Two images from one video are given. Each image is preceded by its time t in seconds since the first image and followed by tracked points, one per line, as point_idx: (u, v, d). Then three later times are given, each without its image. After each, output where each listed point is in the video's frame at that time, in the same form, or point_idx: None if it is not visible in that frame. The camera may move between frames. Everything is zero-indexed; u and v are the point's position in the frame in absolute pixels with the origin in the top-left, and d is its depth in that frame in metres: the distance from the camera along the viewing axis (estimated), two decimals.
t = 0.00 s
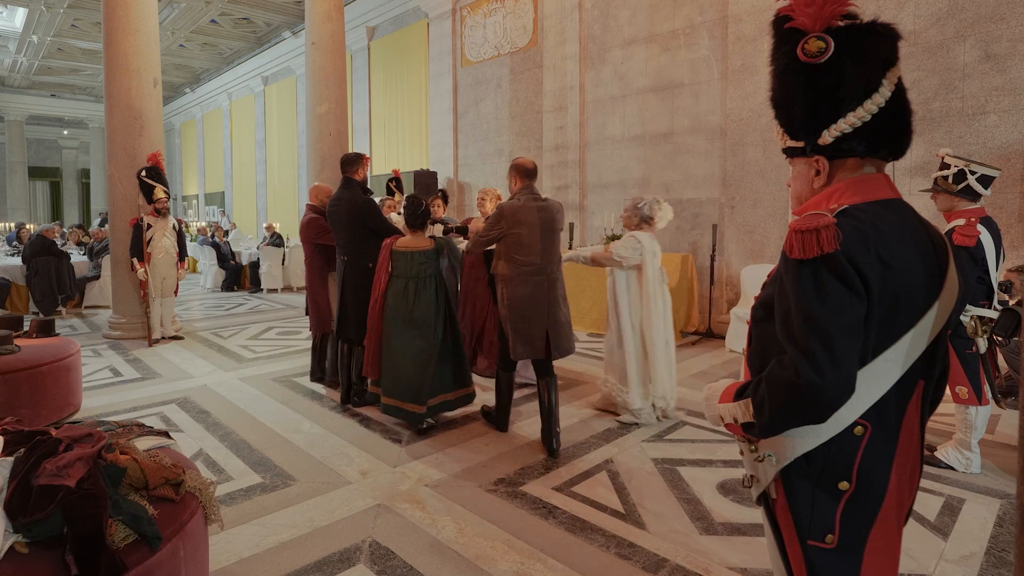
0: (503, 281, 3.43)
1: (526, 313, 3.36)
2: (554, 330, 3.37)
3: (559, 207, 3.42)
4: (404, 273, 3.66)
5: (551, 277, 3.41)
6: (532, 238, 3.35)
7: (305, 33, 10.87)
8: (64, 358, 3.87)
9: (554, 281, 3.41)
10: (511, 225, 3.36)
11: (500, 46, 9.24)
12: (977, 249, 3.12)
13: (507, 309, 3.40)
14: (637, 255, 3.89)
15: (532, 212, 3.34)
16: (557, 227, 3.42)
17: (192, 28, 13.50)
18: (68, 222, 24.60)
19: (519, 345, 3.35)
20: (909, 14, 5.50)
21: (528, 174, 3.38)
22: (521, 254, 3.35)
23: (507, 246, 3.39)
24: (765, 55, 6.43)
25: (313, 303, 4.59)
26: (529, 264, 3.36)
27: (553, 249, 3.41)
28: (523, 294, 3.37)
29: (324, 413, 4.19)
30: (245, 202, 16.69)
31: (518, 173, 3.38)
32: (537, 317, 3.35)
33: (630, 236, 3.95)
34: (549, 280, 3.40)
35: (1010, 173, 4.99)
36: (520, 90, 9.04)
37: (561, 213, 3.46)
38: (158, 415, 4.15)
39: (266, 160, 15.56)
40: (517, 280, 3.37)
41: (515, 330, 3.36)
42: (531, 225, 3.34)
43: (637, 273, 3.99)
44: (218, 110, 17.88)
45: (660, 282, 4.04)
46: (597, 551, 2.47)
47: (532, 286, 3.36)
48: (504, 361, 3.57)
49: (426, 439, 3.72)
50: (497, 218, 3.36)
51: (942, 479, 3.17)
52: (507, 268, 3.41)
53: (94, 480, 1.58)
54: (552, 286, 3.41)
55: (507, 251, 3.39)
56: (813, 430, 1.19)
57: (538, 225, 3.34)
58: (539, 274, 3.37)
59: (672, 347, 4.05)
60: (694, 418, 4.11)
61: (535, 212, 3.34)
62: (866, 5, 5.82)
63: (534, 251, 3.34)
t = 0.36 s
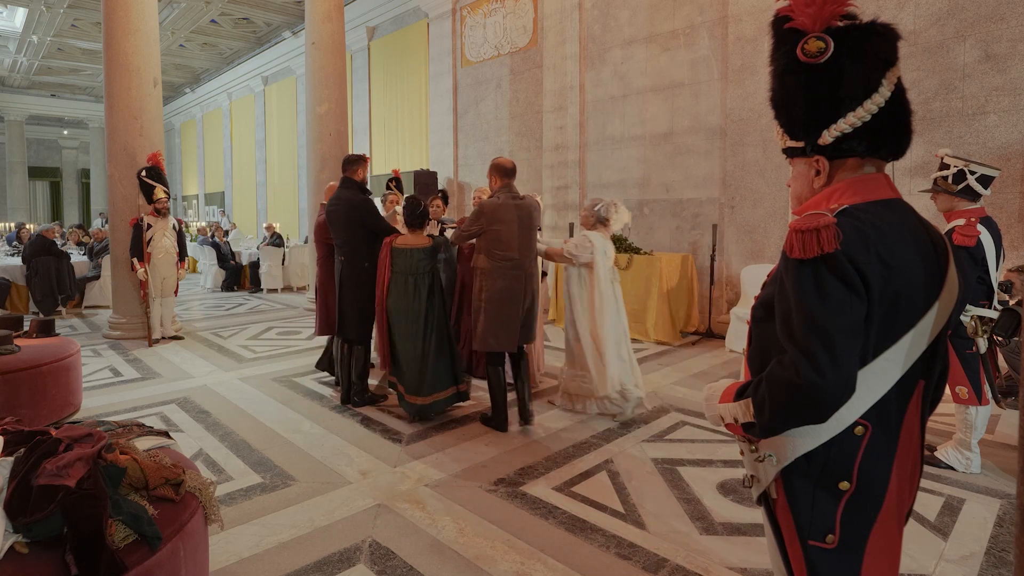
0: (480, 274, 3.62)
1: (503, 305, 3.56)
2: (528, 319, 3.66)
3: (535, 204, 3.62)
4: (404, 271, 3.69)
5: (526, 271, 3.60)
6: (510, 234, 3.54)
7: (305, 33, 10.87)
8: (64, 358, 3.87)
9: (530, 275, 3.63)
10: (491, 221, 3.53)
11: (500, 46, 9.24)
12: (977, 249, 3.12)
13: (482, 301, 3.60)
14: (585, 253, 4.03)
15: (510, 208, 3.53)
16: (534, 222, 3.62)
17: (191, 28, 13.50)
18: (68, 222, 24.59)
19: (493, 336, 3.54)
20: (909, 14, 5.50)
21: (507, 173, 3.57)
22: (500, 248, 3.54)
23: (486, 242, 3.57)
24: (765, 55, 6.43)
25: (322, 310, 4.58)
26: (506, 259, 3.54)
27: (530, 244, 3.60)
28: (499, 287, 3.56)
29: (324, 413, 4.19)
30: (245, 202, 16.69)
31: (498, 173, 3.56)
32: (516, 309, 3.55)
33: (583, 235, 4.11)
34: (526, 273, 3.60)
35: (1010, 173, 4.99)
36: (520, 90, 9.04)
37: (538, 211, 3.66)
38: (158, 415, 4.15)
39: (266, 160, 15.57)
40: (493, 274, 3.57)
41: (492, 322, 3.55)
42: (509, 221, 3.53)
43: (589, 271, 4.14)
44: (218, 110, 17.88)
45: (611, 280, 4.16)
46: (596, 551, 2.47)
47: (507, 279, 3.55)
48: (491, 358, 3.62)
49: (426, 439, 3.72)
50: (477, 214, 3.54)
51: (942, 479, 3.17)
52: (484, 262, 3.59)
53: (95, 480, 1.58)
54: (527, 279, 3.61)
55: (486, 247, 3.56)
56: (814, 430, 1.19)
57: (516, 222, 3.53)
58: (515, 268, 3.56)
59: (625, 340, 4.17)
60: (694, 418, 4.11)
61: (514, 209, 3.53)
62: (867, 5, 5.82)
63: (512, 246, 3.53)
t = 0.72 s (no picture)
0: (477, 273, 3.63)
1: (502, 303, 3.58)
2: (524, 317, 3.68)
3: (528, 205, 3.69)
4: (404, 270, 3.69)
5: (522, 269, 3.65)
6: (507, 233, 3.58)
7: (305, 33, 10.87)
8: (64, 358, 3.87)
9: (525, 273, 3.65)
10: (488, 221, 3.57)
11: (500, 46, 9.24)
12: (977, 249, 3.12)
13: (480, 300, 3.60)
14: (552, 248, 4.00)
15: (506, 208, 3.59)
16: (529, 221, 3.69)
17: (191, 28, 13.50)
18: (68, 223, 24.61)
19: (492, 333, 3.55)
20: (909, 14, 5.50)
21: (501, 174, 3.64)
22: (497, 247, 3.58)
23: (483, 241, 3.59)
24: (765, 55, 6.43)
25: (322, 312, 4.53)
26: (503, 258, 3.58)
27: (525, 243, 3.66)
28: (496, 285, 3.58)
29: (324, 413, 4.19)
30: (245, 202, 16.69)
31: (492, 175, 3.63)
32: (514, 306, 3.58)
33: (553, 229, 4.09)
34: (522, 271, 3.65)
35: (1010, 173, 4.99)
36: (520, 90, 9.04)
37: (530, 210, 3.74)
38: (158, 415, 4.15)
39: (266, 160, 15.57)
40: (490, 273, 3.59)
41: (492, 321, 3.55)
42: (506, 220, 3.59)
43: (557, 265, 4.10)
44: (218, 110, 17.88)
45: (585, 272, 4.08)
46: (596, 552, 2.47)
47: (502, 277, 3.59)
48: (486, 355, 3.63)
49: (426, 439, 3.72)
50: (475, 215, 3.57)
51: (942, 479, 3.17)
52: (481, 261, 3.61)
53: (95, 480, 1.58)
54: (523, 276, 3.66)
55: (484, 246, 3.58)
56: (815, 430, 1.19)
57: (512, 221, 3.59)
58: (511, 266, 3.60)
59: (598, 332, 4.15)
60: (693, 418, 4.11)
61: (510, 208, 3.60)
62: (867, 5, 5.82)
63: (510, 244, 3.58)
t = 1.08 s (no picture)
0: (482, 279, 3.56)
1: (511, 306, 3.49)
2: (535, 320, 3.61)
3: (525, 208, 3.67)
4: (400, 271, 3.66)
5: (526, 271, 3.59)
6: (509, 236, 3.54)
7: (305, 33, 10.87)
8: (64, 358, 3.87)
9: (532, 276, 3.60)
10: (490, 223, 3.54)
11: (500, 46, 9.24)
12: (977, 249, 3.12)
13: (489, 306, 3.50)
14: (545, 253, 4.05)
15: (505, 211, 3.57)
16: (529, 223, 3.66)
17: (191, 28, 13.50)
18: (68, 222, 24.61)
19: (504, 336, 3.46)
20: (909, 14, 5.50)
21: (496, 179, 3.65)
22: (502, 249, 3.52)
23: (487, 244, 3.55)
24: (765, 55, 6.44)
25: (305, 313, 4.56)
26: (507, 260, 3.52)
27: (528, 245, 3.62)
28: (504, 288, 3.51)
29: (324, 413, 4.20)
30: (245, 202, 16.68)
31: (489, 181, 3.63)
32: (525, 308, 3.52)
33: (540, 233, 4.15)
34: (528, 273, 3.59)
35: (1010, 173, 4.99)
36: (520, 90, 9.04)
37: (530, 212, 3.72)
38: (158, 415, 4.15)
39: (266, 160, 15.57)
40: (496, 276, 3.51)
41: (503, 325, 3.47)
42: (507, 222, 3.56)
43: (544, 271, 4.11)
44: (218, 110, 17.88)
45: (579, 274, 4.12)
46: (596, 551, 2.47)
47: (508, 280, 3.52)
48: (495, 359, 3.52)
49: (426, 439, 3.72)
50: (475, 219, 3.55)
51: (942, 479, 3.17)
52: (486, 265, 3.55)
53: (95, 480, 1.58)
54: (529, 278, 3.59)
55: (488, 249, 3.53)
56: (816, 430, 1.19)
57: (514, 222, 3.57)
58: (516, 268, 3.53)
59: (596, 333, 4.19)
60: (693, 418, 4.11)
61: (509, 210, 3.59)
62: (867, 5, 5.82)
63: (514, 246, 3.54)
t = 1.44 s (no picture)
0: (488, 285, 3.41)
1: (518, 313, 3.37)
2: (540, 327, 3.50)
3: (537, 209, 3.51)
4: (386, 278, 3.50)
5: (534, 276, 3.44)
6: (516, 239, 3.40)
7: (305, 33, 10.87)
8: (64, 358, 3.87)
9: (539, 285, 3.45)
10: (497, 225, 3.40)
11: (500, 46, 9.24)
12: (978, 249, 3.11)
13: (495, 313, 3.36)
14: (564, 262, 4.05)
15: (513, 213, 3.42)
16: (540, 224, 3.51)
17: (191, 28, 13.49)
18: (68, 222, 24.65)
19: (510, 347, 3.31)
20: (909, 14, 5.50)
21: (504, 178, 3.51)
22: (509, 253, 3.38)
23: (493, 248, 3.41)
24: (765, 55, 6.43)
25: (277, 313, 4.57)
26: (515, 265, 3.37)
27: (537, 248, 3.47)
28: (511, 294, 3.36)
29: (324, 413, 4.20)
30: (245, 202, 16.69)
31: (497, 180, 3.50)
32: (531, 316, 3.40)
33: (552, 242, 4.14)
34: (536, 278, 3.44)
35: (1010, 173, 4.99)
36: (520, 90, 9.03)
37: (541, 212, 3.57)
38: (158, 415, 4.15)
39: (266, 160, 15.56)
40: (503, 282, 3.37)
41: (510, 334, 3.34)
42: (514, 224, 3.41)
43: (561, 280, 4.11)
44: (218, 110, 17.88)
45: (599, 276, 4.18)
46: (596, 551, 2.47)
47: (515, 288, 3.37)
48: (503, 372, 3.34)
49: (426, 439, 3.72)
50: (482, 221, 3.41)
51: (942, 479, 3.17)
52: (493, 270, 3.41)
53: (95, 479, 1.59)
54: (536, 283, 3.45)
55: (494, 253, 3.40)
56: (816, 430, 1.19)
57: (521, 224, 3.42)
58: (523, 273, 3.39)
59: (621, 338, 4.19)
60: (692, 418, 4.11)
61: (518, 211, 3.44)
62: (866, 5, 5.82)
63: (521, 249, 3.39)
